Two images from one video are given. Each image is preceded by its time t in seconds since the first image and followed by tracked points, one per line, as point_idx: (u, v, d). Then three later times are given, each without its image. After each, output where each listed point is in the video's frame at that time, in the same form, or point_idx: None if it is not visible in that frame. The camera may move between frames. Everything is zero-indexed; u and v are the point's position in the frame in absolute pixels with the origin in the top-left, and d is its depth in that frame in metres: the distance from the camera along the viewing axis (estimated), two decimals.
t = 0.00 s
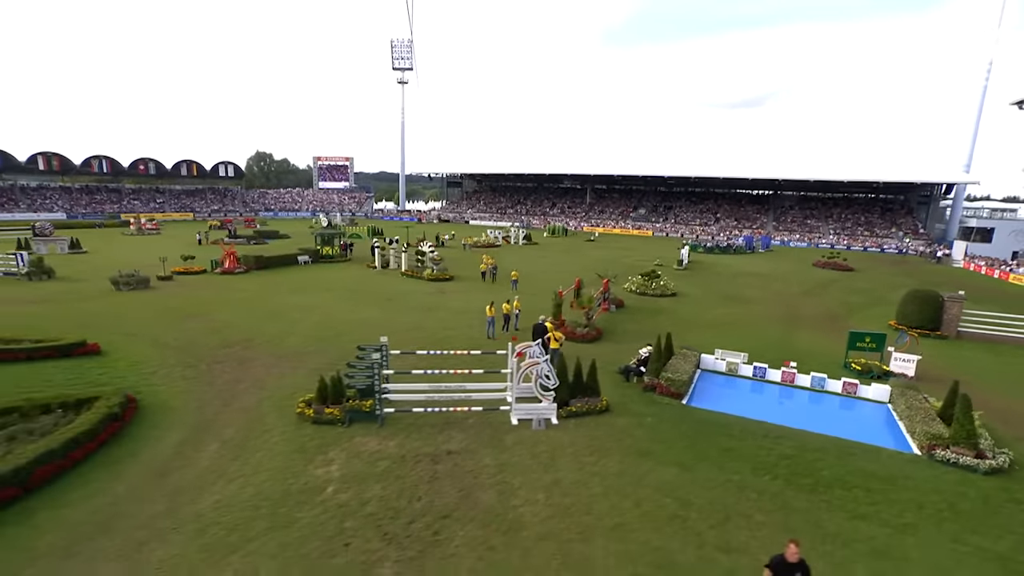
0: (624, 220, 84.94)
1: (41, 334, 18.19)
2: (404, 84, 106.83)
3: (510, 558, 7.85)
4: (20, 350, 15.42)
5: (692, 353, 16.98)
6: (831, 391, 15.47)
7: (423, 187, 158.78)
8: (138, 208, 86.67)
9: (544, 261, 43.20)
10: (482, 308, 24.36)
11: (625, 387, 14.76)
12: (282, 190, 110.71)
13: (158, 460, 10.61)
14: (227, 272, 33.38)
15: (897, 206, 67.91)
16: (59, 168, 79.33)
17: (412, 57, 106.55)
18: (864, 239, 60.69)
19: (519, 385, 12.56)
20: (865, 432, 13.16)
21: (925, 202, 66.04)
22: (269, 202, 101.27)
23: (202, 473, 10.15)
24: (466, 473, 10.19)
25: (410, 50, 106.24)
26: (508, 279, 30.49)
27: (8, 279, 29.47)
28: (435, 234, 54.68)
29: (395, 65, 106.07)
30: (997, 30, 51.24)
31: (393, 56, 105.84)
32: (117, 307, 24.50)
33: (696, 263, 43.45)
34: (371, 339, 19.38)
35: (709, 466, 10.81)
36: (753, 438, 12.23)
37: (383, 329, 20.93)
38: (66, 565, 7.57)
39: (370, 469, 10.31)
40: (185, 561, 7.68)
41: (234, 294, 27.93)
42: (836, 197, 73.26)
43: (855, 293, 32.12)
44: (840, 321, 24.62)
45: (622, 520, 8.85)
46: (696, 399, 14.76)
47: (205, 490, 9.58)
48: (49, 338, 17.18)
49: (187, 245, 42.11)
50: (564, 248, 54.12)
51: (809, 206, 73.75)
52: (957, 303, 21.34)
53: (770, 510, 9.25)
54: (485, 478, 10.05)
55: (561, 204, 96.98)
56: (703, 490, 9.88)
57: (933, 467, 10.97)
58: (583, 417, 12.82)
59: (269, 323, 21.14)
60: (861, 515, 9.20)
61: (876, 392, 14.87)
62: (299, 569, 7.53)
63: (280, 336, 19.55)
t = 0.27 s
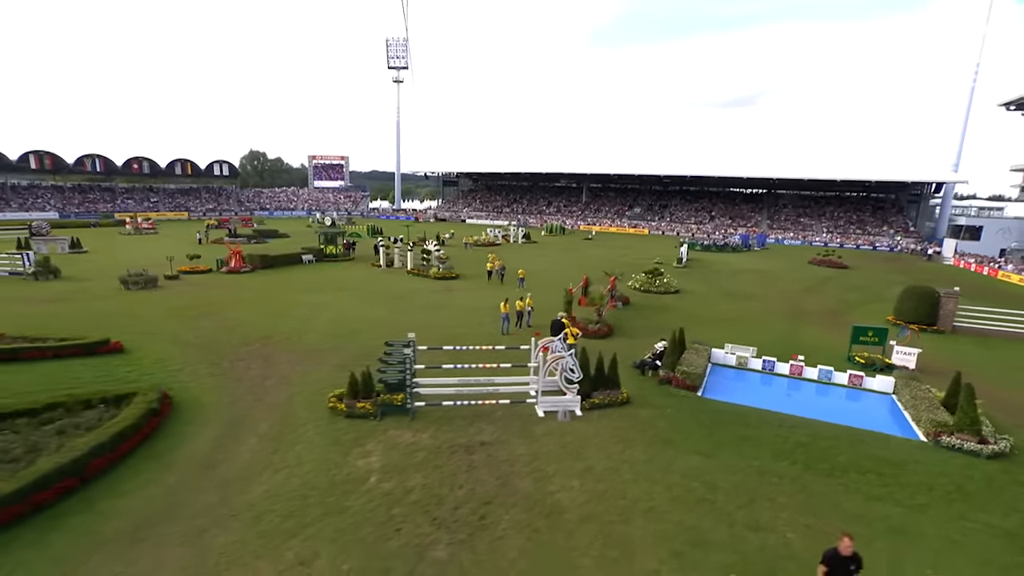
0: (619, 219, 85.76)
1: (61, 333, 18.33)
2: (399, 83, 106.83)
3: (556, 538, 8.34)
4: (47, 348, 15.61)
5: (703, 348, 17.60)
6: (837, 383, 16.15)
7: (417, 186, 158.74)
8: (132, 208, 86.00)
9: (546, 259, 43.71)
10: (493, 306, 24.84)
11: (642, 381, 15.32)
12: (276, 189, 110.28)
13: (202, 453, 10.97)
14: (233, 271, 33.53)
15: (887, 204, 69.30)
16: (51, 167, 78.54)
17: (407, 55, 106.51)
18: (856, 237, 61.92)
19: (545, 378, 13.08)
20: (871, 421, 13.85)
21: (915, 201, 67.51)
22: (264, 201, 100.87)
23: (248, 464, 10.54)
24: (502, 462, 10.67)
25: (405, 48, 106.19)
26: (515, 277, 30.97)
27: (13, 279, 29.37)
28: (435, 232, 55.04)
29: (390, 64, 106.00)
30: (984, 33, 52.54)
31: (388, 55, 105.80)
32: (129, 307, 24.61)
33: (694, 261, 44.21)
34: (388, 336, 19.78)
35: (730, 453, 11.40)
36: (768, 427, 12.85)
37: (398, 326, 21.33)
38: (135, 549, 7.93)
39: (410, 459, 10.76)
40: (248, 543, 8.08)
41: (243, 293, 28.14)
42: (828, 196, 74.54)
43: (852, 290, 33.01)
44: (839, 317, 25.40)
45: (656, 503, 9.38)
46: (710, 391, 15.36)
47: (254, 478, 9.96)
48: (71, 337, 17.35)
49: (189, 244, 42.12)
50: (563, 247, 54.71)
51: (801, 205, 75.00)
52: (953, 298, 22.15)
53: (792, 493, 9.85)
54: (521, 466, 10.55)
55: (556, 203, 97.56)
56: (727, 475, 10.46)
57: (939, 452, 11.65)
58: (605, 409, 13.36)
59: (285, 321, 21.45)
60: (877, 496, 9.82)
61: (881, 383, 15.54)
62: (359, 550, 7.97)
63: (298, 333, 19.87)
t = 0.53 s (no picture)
0: (615, 219, 86.53)
1: (80, 333, 18.46)
2: (394, 85, 106.91)
3: (596, 524, 8.77)
4: (71, 348, 15.76)
5: (713, 345, 18.17)
6: (843, 377, 16.78)
7: (412, 186, 158.79)
8: (125, 209, 85.25)
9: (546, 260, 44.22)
10: (502, 306, 25.25)
11: (657, 377, 15.83)
12: (270, 190, 109.84)
13: (241, 448, 11.26)
14: (238, 272, 33.62)
15: (878, 204, 70.70)
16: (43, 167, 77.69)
17: (403, 56, 106.56)
18: (848, 237, 63.14)
19: (568, 374, 13.54)
20: (873, 412, 14.55)
21: (905, 201, 68.99)
22: (259, 202, 100.43)
23: (288, 457, 10.87)
24: (534, 454, 11.10)
25: (400, 49, 106.23)
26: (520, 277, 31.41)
27: (18, 280, 29.26)
28: (435, 233, 55.34)
29: (385, 64, 106.00)
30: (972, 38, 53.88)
31: (383, 56, 105.82)
32: (139, 307, 24.68)
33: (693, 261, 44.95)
34: (404, 335, 20.13)
35: (749, 444, 11.93)
36: (782, 419, 13.41)
37: (412, 325, 21.68)
38: (196, 537, 8.25)
39: (445, 451, 11.14)
40: (304, 530, 8.43)
41: (252, 293, 28.29)
42: (820, 196, 75.84)
43: (848, 289, 33.83)
44: (838, 315, 26.15)
45: (685, 491, 9.85)
46: (722, 386, 15.92)
47: (297, 470, 10.31)
48: (92, 337, 17.51)
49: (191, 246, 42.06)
50: (562, 247, 55.26)
51: (794, 206, 76.26)
52: (948, 296, 22.96)
53: (811, 479, 10.41)
54: (552, 458, 10.98)
55: (552, 204, 98.16)
56: (748, 464, 10.99)
57: (946, 441, 12.27)
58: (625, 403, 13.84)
59: (300, 321, 21.71)
60: (892, 482, 10.38)
61: (886, 377, 16.15)
62: (410, 536, 8.35)
63: (314, 333, 20.16)
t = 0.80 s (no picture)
0: (612, 218, 87.15)
1: (96, 332, 18.59)
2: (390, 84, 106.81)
3: (627, 510, 9.17)
4: (93, 346, 15.91)
5: (721, 340, 18.68)
6: (848, 370, 17.32)
7: (407, 186, 158.62)
8: (120, 208, 84.69)
9: (548, 258, 44.64)
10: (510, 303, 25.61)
11: (669, 371, 16.27)
12: (266, 189, 109.41)
13: (274, 441, 11.55)
14: (244, 271, 33.73)
15: (871, 204, 71.81)
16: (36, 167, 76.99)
17: (399, 55, 106.45)
18: (842, 235, 64.13)
19: (587, 368, 13.97)
20: (877, 403, 15.10)
21: (897, 200, 70.14)
22: (255, 202, 100.09)
23: (321, 448, 11.18)
24: (559, 445, 11.50)
25: (396, 49, 106.12)
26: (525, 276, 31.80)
27: (23, 279, 29.21)
28: (435, 232, 55.58)
29: (381, 63, 105.89)
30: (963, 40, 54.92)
31: (379, 55, 105.69)
32: (148, 306, 24.77)
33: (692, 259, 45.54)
34: (417, 331, 20.44)
35: (764, 434, 12.41)
36: (792, 410, 13.90)
37: (424, 323, 21.98)
38: (245, 525, 8.57)
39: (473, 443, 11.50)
40: (348, 516, 8.77)
41: (260, 292, 28.46)
42: (814, 195, 76.87)
43: (845, 286, 34.52)
44: (838, 312, 26.77)
45: (708, 478, 10.28)
46: (732, 380, 16.42)
47: (332, 460, 10.63)
48: (110, 336, 17.66)
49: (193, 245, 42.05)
50: (562, 245, 55.72)
51: (789, 205, 77.26)
52: (945, 292, 23.64)
53: (827, 466, 10.89)
54: (577, 449, 11.39)
55: (549, 203, 98.61)
56: (765, 453, 11.45)
57: (951, 430, 12.80)
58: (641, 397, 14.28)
59: (313, 319, 21.96)
60: (903, 468, 10.87)
61: (889, 370, 16.68)
62: (451, 521, 8.71)
63: (328, 330, 20.42)
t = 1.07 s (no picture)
0: (608, 218, 87.85)
1: (115, 330, 18.72)
2: (386, 83, 106.66)
3: (658, 496, 9.60)
4: (119, 345, 16.05)
5: (731, 337, 19.21)
6: (853, 364, 17.92)
7: (402, 185, 158.41)
8: (114, 208, 84.09)
9: (549, 257, 45.08)
10: (518, 302, 25.97)
11: (683, 367, 16.75)
12: (261, 189, 108.95)
13: (309, 433, 11.86)
14: (249, 270, 33.86)
15: (864, 203, 73.00)
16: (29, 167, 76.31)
17: (395, 55, 106.33)
18: (836, 235, 65.19)
19: (607, 363, 14.47)
20: (883, 396, 15.66)
21: (890, 200, 71.34)
22: (251, 201, 99.71)
23: (357, 440, 11.50)
24: (587, 437, 11.90)
25: (392, 48, 105.98)
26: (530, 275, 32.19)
27: (29, 279, 29.16)
28: (436, 231, 55.83)
29: (377, 63, 105.69)
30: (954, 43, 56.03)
31: (375, 55, 105.56)
32: (159, 306, 24.85)
33: (691, 258, 46.19)
34: (432, 329, 20.78)
35: (781, 426, 12.88)
36: (805, 404, 14.42)
37: (436, 321, 22.31)
38: (295, 512, 8.88)
39: (503, 434, 11.89)
40: (394, 504, 9.11)
41: (268, 292, 28.64)
42: (808, 195, 77.98)
43: (843, 284, 35.26)
44: (838, 309, 27.43)
45: (732, 467, 10.75)
46: (743, 375, 16.93)
47: (369, 452, 10.93)
48: (130, 334, 17.82)
49: (194, 245, 42.03)
50: (561, 245, 56.21)
51: (783, 204, 78.37)
52: (943, 290, 24.32)
53: (844, 454, 11.36)
54: (604, 441, 11.79)
55: (545, 203, 99.15)
56: (784, 443, 11.92)
57: (957, 420, 13.35)
58: (659, 390, 14.77)
59: (326, 318, 22.22)
60: (916, 456, 11.37)
61: (894, 364, 17.28)
62: (494, 509, 9.06)
63: (344, 329, 20.69)
